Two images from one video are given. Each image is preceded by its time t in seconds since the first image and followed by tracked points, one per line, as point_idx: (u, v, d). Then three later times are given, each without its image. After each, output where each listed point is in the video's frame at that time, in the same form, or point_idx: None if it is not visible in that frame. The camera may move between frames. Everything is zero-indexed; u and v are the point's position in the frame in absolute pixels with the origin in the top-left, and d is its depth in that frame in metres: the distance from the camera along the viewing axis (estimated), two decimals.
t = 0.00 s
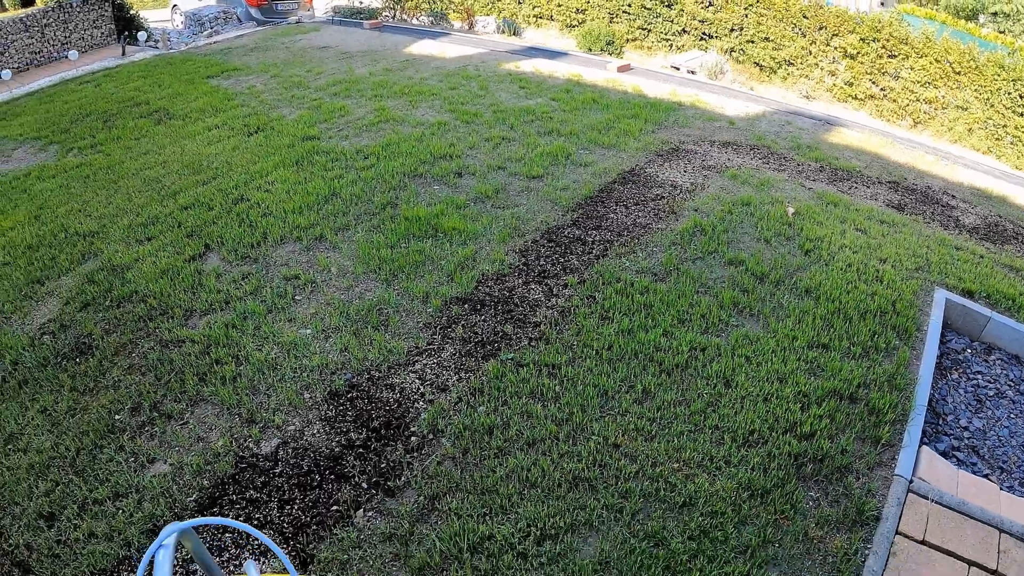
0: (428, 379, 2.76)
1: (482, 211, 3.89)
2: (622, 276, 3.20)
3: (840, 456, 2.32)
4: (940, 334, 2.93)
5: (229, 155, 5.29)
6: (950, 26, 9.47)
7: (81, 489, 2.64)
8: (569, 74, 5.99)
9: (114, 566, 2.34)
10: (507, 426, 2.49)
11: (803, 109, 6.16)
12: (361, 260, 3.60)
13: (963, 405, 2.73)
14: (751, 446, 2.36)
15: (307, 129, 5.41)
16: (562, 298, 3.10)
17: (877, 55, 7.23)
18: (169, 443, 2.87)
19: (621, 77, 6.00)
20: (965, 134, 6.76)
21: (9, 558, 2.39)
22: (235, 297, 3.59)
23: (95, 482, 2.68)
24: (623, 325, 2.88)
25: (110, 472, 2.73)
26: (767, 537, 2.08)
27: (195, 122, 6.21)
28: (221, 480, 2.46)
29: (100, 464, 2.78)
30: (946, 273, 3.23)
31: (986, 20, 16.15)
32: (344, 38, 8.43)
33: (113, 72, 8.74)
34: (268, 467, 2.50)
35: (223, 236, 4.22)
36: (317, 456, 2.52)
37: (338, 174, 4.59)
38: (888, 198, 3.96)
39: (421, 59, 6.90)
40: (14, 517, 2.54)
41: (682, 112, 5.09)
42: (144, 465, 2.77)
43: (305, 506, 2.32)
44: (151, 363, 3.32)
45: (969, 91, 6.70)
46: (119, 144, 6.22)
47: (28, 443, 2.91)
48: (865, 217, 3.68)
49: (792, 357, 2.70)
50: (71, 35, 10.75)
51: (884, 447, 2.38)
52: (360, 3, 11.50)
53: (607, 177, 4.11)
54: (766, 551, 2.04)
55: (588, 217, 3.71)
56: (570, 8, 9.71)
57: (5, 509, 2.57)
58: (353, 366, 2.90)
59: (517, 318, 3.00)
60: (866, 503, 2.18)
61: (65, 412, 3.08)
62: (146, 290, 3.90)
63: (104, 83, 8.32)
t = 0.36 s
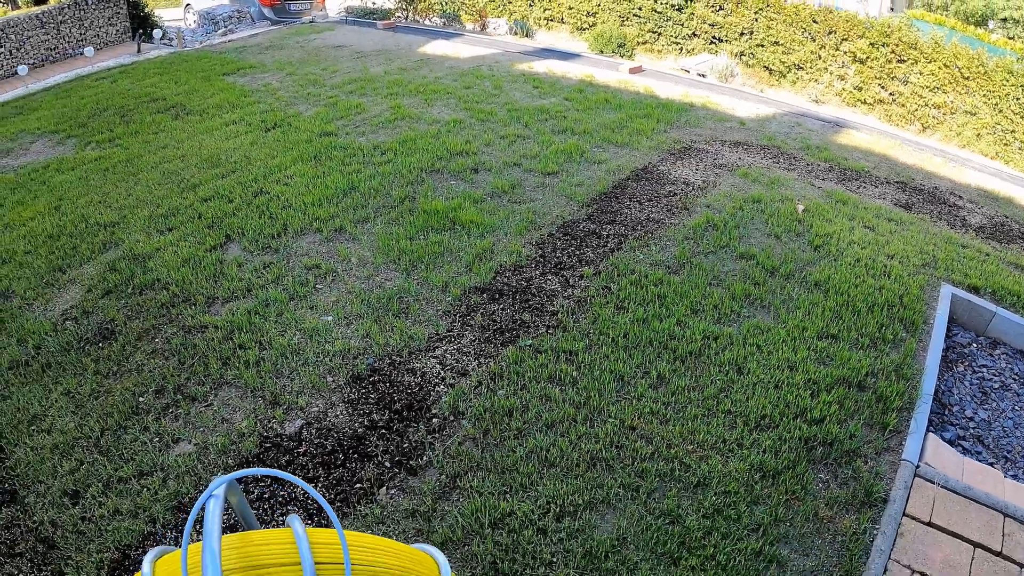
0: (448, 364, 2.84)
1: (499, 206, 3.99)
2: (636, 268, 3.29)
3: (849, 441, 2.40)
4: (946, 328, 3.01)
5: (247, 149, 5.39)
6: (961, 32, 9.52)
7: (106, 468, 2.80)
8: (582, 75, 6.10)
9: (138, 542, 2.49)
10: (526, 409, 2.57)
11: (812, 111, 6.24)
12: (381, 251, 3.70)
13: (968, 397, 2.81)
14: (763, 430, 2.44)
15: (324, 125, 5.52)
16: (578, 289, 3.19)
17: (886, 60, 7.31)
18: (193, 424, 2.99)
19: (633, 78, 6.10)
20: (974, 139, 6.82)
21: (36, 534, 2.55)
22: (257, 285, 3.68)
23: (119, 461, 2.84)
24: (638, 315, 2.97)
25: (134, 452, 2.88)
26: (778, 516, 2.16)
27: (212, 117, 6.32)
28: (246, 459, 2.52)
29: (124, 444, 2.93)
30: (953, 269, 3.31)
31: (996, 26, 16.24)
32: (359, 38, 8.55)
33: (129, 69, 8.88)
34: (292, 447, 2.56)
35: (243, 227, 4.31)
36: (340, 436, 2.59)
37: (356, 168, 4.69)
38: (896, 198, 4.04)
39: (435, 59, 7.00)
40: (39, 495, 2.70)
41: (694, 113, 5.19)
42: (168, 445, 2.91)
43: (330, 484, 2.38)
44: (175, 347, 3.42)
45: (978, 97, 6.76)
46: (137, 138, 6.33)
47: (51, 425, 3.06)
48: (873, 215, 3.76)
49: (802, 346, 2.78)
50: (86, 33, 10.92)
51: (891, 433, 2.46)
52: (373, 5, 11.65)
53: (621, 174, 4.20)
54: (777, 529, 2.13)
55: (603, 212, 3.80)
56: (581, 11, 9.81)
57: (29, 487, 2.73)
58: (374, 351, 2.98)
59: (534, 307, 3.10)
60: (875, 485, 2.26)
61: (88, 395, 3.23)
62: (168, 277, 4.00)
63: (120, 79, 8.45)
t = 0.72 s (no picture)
0: (459, 357, 2.90)
1: (509, 204, 4.05)
2: (644, 266, 3.34)
3: (852, 435, 2.45)
4: (949, 328, 3.05)
5: (259, 146, 5.46)
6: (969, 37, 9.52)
7: (122, 455, 2.89)
8: (591, 76, 6.16)
9: (153, 526, 2.58)
10: (536, 400, 2.63)
11: (819, 114, 6.28)
12: (393, 246, 3.76)
13: (970, 396, 2.86)
14: (768, 423, 2.50)
15: (335, 123, 5.59)
16: (587, 285, 3.25)
17: (894, 64, 7.34)
18: (209, 412, 3.06)
19: (642, 80, 6.15)
20: (981, 144, 6.84)
21: (52, 518, 2.64)
22: (270, 279, 3.74)
23: (135, 448, 2.93)
24: (646, 311, 3.03)
25: (149, 440, 2.96)
26: (781, 506, 2.22)
27: (224, 114, 6.39)
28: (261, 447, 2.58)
29: (139, 431, 3.02)
30: (956, 270, 3.36)
31: (1004, 31, 16.25)
32: (369, 37, 8.63)
33: (141, 65, 8.97)
34: (307, 435, 2.62)
35: (256, 221, 4.38)
36: (353, 425, 2.64)
37: (367, 166, 4.76)
38: (900, 200, 4.10)
39: (445, 59, 7.08)
40: (54, 481, 2.80)
41: (701, 114, 5.24)
42: (184, 432, 2.99)
43: (343, 471, 2.44)
44: (190, 338, 3.49)
45: (985, 102, 6.79)
46: (150, 134, 6.41)
47: (66, 413, 3.15)
48: (879, 216, 3.81)
49: (807, 343, 2.83)
50: (98, 29, 11.03)
51: (894, 428, 2.51)
52: (383, 5, 11.76)
53: (629, 174, 4.26)
54: (781, 519, 2.18)
55: (611, 211, 3.86)
56: (590, 13, 9.88)
57: (45, 472, 2.82)
58: (387, 344, 3.04)
59: (544, 302, 3.16)
60: (877, 479, 2.31)
61: (104, 384, 3.32)
62: (182, 270, 4.07)
63: (132, 76, 8.53)
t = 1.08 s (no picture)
0: (466, 344, 2.94)
1: (517, 197, 4.09)
2: (649, 259, 3.38)
3: (853, 424, 2.48)
4: (951, 323, 3.08)
5: (269, 139, 5.52)
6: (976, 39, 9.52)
7: (132, 437, 2.96)
8: (598, 74, 6.21)
9: (162, 506, 2.65)
10: (542, 386, 2.67)
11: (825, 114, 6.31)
12: (401, 237, 3.80)
13: (971, 389, 2.88)
14: (770, 411, 2.53)
15: (344, 118, 5.64)
16: (593, 276, 3.29)
17: (901, 66, 7.36)
18: (218, 396, 3.10)
19: (649, 79, 6.19)
20: (987, 147, 6.87)
21: (62, 497, 2.71)
22: (280, 267, 3.79)
23: (144, 430, 2.99)
24: (651, 301, 3.07)
25: (159, 422, 3.03)
26: (782, 491, 2.25)
27: (234, 108, 6.45)
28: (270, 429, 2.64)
29: (149, 414, 3.08)
30: (959, 267, 3.39)
31: (1012, 35, 16.23)
32: (378, 35, 8.69)
33: (151, 60, 9.05)
34: (315, 418, 2.67)
35: (266, 212, 4.42)
36: (361, 409, 2.68)
37: (376, 159, 4.81)
38: (904, 198, 4.13)
39: (453, 56, 7.13)
40: (64, 462, 2.86)
41: (708, 113, 5.28)
42: (194, 415, 3.03)
43: (350, 454, 2.50)
44: (200, 324, 3.53)
45: (991, 105, 6.81)
46: (160, 127, 6.47)
47: (77, 397, 3.23)
48: (882, 213, 3.84)
49: (810, 335, 2.87)
50: (108, 24, 11.12)
51: (895, 418, 2.54)
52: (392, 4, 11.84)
53: (635, 170, 4.30)
54: (782, 504, 2.22)
55: (617, 205, 3.90)
56: (598, 13, 9.92)
57: (55, 453, 2.90)
58: (395, 331, 3.08)
59: (550, 292, 3.20)
60: (878, 466, 2.34)
61: (114, 368, 3.39)
62: (192, 258, 4.12)
63: (142, 70, 8.60)
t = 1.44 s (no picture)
0: (480, 330, 3.02)
1: (528, 191, 4.18)
2: (658, 251, 3.46)
3: (857, 409, 2.56)
4: (953, 316, 3.16)
5: (283, 134, 5.61)
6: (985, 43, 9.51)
7: (152, 418, 3.06)
8: (607, 74, 6.30)
9: (182, 484, 2.76)
10: (554, 371, 2.75)
11: (831, 115, 6.38)
12: (416, 229, 3.88)
13: (973, 380, 2.96)
14: (776, 396, 2.61)
15: (357, 114, 5.73)
16: (604, 267, 3.37)
17: (907, 70, 7.41)
18: (236, 378, 3.18)
19: (658, 79, 6.27)
20: (993, 150, 6.92)
21: (82, 475, 2.84)
22: (296, 257, 3.87)
23: (164, 411, 3.09)
24: (660, 291, 3.15)
25: (179, 404, 3.11)
26: (788, 472, 2.33)
27: (247, 104, 6.55)
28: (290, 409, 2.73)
29: (169, 396, 3.17)
30: (962, 262, 3.46)
31: (1021, 38, 16.23)
32: (389, 34, 8.79)
33: (164, 57, 9.16)
34: (333, 399, 2.75)
35: (281, 204, 4.51)
36: (378, 391, 2.78)
37: (389, 154, 4.90)
38: (909, 196, 4.20)
39: (464, 56, 7.23)
40: (84, 442, 2.99)
41: (715, 112, 5.37)
42: (214, 397, 3.11)
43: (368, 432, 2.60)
44: (218, 310, 3.61)
45: (998, 108, 6.84)
46: (175, 121, 6.57)
47: (96, 380, 3.36)
48: (887, 210, 3.92)
49: (815, 325, 2.94)
50: (120, 21, 11.25)
51: (898, 405, 2.61)
52: (402, 4, 11.96)
53: (644, 166, 4.38)
54: (788, 484, 2.29)
55: (627, 200, 3.99)
56: (606, 15, 10.01)
57: (75, 434, 3.02)
58: (410, 317, 3.16)
59: (562, 282, 3.28)
60: (882, 450, 2.42)
61: (133, 352, 3.50)
62: (209, 248, 4.20)
63: (155, 67, 8.71)
